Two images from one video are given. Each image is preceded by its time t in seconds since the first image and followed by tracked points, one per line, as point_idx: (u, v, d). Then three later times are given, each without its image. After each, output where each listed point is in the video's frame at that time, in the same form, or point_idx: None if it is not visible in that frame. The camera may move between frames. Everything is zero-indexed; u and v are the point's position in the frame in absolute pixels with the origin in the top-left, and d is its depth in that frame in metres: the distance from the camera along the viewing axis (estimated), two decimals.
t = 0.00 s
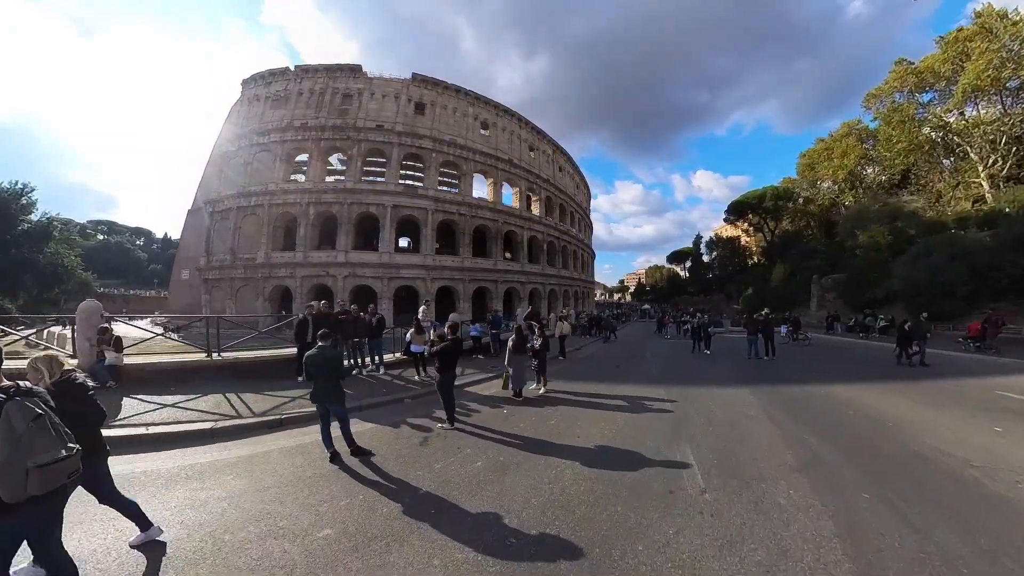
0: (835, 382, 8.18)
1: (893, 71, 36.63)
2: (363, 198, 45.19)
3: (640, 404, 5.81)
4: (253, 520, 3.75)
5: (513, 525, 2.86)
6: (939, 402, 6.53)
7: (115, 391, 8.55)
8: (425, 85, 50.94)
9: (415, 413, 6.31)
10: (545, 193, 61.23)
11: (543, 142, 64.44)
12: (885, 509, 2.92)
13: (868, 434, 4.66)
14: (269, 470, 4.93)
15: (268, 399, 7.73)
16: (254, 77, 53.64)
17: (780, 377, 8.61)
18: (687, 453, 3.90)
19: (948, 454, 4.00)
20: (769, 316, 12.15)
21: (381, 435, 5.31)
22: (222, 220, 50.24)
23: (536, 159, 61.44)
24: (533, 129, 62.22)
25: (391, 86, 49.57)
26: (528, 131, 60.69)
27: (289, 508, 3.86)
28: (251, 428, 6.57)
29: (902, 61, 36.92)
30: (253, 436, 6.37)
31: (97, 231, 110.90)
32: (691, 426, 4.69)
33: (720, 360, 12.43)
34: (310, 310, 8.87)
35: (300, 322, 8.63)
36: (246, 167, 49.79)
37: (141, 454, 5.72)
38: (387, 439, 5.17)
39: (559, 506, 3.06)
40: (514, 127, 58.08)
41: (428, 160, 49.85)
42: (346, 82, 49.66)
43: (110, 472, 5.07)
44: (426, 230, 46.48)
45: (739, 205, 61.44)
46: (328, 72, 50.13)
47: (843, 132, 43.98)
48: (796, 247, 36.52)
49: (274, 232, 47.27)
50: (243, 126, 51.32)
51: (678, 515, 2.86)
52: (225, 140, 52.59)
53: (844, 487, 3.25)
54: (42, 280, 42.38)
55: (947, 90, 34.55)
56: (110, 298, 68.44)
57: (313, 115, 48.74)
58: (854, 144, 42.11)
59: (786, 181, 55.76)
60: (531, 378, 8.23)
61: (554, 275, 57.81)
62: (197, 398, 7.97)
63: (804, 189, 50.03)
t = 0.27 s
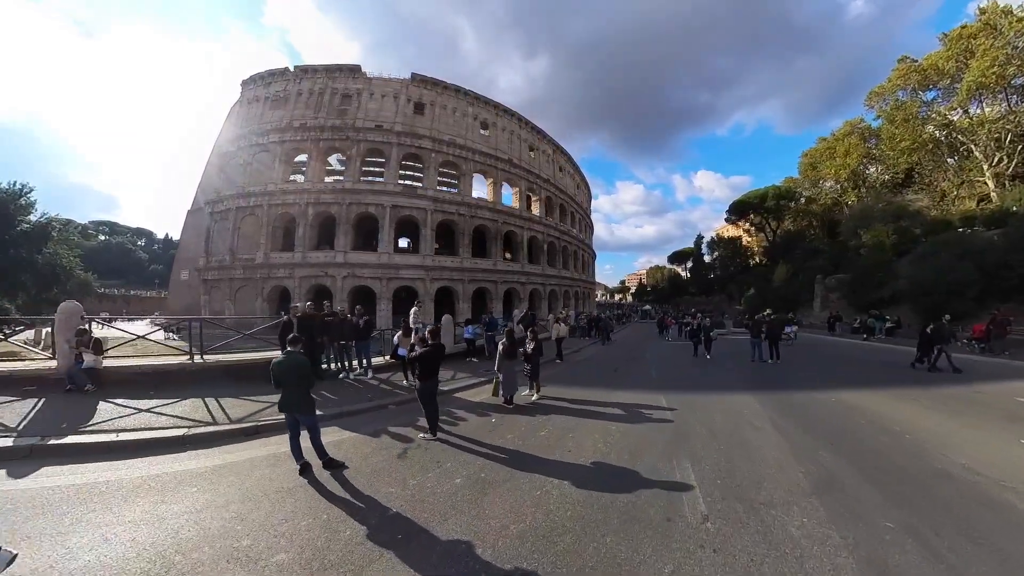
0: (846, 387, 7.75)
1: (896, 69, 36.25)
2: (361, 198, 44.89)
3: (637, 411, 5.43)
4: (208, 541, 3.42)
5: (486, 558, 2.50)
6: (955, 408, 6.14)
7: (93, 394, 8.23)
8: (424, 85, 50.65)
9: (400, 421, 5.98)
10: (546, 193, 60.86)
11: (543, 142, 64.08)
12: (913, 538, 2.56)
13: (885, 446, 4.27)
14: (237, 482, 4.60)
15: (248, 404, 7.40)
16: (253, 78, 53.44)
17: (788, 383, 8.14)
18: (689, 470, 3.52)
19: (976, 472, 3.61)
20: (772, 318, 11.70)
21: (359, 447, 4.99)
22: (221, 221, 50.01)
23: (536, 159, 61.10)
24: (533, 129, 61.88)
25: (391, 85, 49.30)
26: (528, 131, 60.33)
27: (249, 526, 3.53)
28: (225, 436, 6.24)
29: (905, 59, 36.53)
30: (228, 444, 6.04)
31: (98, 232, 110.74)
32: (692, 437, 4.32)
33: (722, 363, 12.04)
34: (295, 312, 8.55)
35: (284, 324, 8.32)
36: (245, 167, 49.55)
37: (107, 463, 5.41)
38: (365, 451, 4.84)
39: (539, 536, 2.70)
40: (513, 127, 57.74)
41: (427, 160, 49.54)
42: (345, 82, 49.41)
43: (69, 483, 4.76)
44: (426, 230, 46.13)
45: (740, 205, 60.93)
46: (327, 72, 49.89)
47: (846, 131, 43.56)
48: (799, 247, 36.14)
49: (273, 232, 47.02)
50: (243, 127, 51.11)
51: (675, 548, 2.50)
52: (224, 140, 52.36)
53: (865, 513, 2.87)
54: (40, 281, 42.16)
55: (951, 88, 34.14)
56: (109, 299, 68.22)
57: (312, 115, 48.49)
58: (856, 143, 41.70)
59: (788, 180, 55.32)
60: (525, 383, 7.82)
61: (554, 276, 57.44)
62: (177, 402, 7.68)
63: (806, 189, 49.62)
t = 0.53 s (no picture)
0: (856, 391, 7.36)
1: (899, 66, 35.88)
2: (360, 198, 44.62)
3: (636, 417, 5.07)
4: (160, 561, 3.10)
5: None
6: (975, 413, 5.77)
7: (71, 396, 7.91)
8: (423, 84, 50.37)
9: (383, 428, 5.65)
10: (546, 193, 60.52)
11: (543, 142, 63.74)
12: (951, 574, 2.21)
13: (908, 459, 3.89)
14: (202, 493, 4.28)
15: (228, 408, 7.10)
16: (253, 78, 53.24)
17: (795, 386, 7.76)
18: (691, 487, 3.19)
19: (1009, 489, 3.27)
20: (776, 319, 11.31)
21: (336, 456, 4.68)
22: (220, 221, 49.78)
23: (537, 159, 60.77)
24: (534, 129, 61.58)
25: (390, 85, 49.04)
26: (528, 130, 60.02)
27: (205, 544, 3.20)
28: (201, 441, 5.91)
29: (909, 56, 36.13)
30: (203, 450, 5.70)
31: (99, 233, 110.47)
32: (696, 448, 3.95)
33: (724, 366, 11.66)
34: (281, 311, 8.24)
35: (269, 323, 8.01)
36: (244, 167, 49.31)
37: (72, 470, 5.09)
38: (341, 461, 4.53)
39: (519, 568, 2.36)
40: (513, 126, 57.41)
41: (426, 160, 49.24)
42: (344, 82, 49.18)
43: (24, 492, 4.42)
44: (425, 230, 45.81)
45: (742, 205, 60.48)
46: (326, 72, 49.65)
47: (848, 129, 43.16)
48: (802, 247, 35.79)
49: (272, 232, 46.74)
50: (242, 127, 50.89)
51: None
52: (223, 141, 52.14)
53: (893, 541, 2.53)
54: (39, 281, 41.91)
55: (956, 86, 33.73)
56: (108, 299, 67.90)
57: (311, 115, 48.24)
58: (859, 142, 41.31)
59: (789, 179, 54.92)
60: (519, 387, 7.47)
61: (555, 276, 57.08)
62: (155, 405, 7.37)
63: (809, 188, 49.22)
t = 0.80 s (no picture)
0: (869, 397, 6.99)
1: (902, 64, 35.51)
2: (359, 198, 44.34)
3: (636, 426, 4.71)
4: None
5: None
6: (999, 421, 5.37)
7: (48, 398, 7.56)
8: (422, 84, 50.10)
9: (365, 437, 5.31)
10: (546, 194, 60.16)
11: (543, 142, 63.39)
12: None
13: (937, 476, 3.54)
14: (161, 506, 3.92)
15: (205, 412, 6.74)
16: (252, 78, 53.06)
17: (804, 391, 7.38)
18: (699, 510, 2.85)
19: None
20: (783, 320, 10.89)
21: (310, 467, 4.37)
22: (220, 222, 49.53)
23: (537, 159, 60.41)
24: (534, 129, 61.26)
25: (389, 85, 48.76)
26: (528, 130, 59.70)
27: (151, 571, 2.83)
28: (174, 448, 5.55)
29: (912, 54, 35.72)
30: (174, 457, 5.34)
31: (101, 234, 110.53)
32: (704, 463, 3.60)
33: (728, 369, 11.30)
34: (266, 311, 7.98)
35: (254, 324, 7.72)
36: (243, 167, 49.05)
37: (29, 479, 4.72)
38: (314, 473, 4.22)
39: None
40: (513, 126, 57.04)
41: (426, 160, 48.93)
42: (344, 82, 48.96)
43: None
44: (425, 230, 45.47)
45: (744, 204, 60.03)
46: (326, 73, 49.44)
47: (850, 128, 42.75)
48: (805, 246, 35.42)
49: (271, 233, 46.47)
50: (242, 128, 50.69)
51: None
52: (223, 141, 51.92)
53: None
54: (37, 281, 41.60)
55: (960, 83, 33.30)
56: (107, 300, 67.67)
57: (310, 115, 48.00)
58: (861, 141, 40.90)
59: (791, 179, 54.50)
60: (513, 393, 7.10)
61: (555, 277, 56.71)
62: (129, 409, 6.99)
63: (812, 188, 48.78)
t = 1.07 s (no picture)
0: (886, 402, 6.57)
1: (906, 61, 35.09)
2: (358, 198, 44.02)
3: (636, 434, 4.32)
4: None
5: None
6: None
7: (19, 399, 7.22)
8: (422, 84, 49.79)
9: (345, 444, 4.95)
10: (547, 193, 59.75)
11: (544, 141, 63.01)
12: None
13: (979, 496, 3.13)
14: (112, 519, 3.56)
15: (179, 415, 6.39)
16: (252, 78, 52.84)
17: (816, 395, 6.97)
18: (711, 537, 2.47)
19: None
20: (791, 319, 10.48)
21: (278, 480, 4.02)
22: (219, 222, 49.29)
23: (537, 159, 60.04)
24: (535, 129, 60.90)
25: (389, 85, 48.45)
26: (528, 130, 59.33)
27: None
28: (140, 453, 5.18)
29: (916, 50, 35.28)
30: (140, 463, 4.99)
31: (102, 235, 110.49)
32: (713, 479, 3.21)
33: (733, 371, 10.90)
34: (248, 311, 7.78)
35: (235, 324, 7.50)
36: (242, 167, 48.76)
37: None
38: (283, 487, 3.86)
39: None
40: (513, 126, 56.68)
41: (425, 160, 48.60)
42: (343, 82, 48.68)
43: None
44: (424, 230, 45.10)
45: (746, 204, 59.59)
46: (325, 72, 49.16)
47: (853, 127, 42.30)
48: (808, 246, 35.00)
49: (270, 233, 46.18)
50: (241, 128, 50.44)
51: None
52: (222, 141, 51.67)
53: None
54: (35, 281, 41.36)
55: (965, 80, 32.83)
56: (107, 300, 67.52)
57: (310, 115, 47.72)
58: (864, 139, 40.44)
59: (794, 178, 54.02)
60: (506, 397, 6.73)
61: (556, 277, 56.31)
62: (100, 412, 6.62)
63: (815, 186, 48.29)
